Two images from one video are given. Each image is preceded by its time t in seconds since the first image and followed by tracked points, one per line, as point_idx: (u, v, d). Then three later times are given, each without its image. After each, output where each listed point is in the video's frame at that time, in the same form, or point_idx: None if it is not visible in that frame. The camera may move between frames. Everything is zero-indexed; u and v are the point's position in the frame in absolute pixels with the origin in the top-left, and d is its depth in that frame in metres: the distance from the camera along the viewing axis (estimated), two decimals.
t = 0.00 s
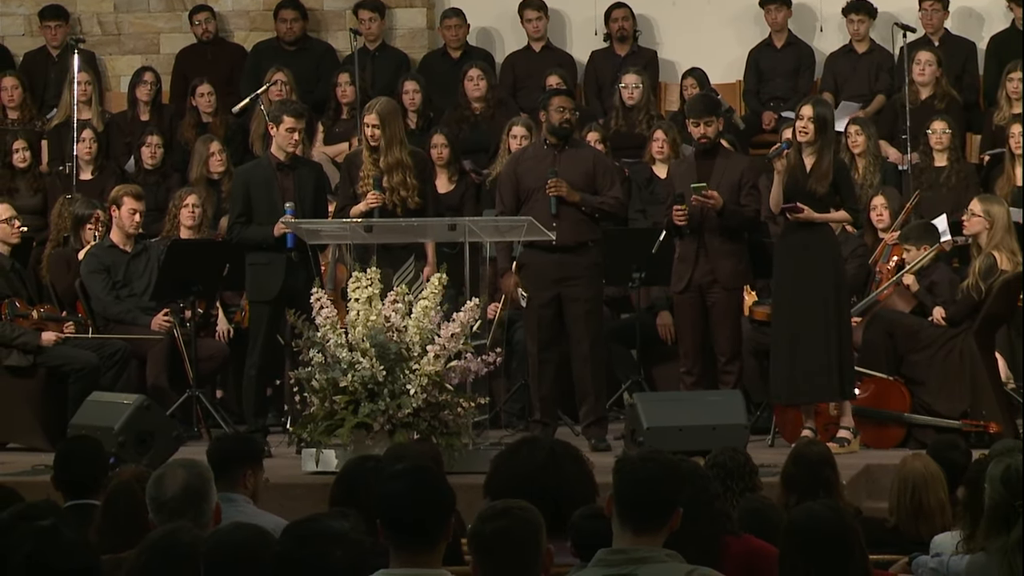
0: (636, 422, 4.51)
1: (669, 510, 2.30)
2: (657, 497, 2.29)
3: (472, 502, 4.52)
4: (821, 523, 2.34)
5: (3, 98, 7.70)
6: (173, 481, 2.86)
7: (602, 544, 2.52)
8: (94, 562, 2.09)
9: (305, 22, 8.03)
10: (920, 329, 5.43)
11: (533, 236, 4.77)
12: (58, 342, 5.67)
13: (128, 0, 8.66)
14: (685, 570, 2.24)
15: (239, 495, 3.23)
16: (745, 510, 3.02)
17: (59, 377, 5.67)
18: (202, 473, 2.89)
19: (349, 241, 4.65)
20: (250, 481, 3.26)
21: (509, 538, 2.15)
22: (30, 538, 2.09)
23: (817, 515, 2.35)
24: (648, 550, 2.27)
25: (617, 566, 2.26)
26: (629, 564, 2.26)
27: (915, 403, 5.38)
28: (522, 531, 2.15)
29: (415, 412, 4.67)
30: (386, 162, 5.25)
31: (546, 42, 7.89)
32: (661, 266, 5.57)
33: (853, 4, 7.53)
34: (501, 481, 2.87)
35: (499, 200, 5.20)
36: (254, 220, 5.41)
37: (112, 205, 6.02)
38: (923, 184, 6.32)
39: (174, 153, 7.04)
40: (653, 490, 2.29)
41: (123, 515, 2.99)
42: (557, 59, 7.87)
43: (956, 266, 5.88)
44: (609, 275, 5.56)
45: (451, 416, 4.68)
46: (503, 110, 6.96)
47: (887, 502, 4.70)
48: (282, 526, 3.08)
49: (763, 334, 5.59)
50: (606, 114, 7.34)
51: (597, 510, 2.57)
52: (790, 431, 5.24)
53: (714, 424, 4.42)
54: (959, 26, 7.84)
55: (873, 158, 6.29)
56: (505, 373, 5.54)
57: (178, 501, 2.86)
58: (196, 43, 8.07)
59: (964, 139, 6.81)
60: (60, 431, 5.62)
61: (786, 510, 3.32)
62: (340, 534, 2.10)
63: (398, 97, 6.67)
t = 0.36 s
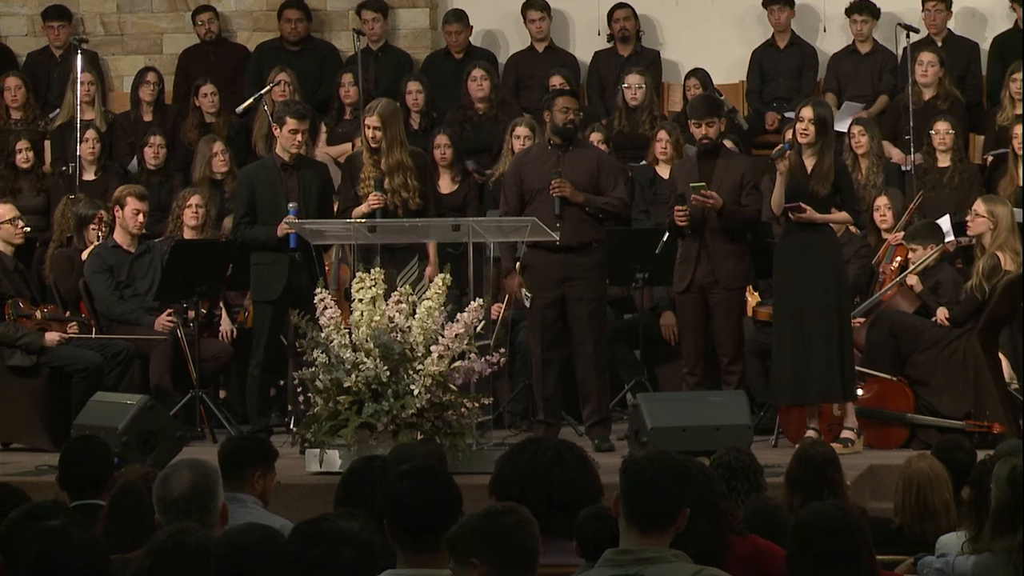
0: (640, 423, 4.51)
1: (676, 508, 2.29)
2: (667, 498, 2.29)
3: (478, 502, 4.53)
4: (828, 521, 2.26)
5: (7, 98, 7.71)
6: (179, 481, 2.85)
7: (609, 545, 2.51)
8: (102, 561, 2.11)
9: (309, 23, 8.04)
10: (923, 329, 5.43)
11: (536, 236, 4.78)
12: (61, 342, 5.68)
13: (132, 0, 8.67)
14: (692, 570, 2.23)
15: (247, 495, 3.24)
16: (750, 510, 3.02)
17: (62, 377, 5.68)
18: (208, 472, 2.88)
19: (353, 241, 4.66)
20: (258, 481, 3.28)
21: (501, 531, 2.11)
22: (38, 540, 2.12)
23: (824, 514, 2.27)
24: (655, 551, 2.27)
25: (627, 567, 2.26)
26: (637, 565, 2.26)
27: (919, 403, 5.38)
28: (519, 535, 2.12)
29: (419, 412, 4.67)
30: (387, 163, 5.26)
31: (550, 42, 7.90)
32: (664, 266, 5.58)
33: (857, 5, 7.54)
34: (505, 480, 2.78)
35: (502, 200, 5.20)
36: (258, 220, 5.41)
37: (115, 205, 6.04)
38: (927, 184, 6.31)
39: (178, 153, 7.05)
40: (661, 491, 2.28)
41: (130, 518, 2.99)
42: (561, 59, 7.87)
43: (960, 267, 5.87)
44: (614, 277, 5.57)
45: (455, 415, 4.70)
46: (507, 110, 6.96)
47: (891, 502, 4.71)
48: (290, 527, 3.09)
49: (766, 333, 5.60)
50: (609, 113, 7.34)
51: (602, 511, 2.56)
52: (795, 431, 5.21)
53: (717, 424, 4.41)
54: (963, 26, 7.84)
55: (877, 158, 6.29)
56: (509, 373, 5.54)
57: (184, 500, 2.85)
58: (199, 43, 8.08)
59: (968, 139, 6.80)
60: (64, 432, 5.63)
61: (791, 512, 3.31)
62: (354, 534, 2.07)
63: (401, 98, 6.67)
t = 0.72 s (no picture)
0: (644, 423, 4.50)
1: (684, 507, 2.30)
2: (674, 499, 2.29)
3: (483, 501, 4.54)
4: (834, 523, 2.26)
5: (10, 98, 7.71)
6: (186, 480, 2.86)
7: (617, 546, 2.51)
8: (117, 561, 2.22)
9: (312, 23, 8.04)
10: (929, 330, 5.42)
11: (540, 236, 4.77)
12: (65, 343, 5.70)
13: (134, 1, 8.68)
14: (700, 570, 2.24)
15: (255, 496, 3.25)
16: (756, 512, 3.02)
17: (66, 377, 5.68)
18: (215, 472, 2.89)
19: (358, 242, 4.66)
20: (266, 482, 3.28)
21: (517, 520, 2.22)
22: (48, 540, 2.21)
23: (832, 515, 2.28)
24: (662, 551, 2.27)
25: (633, 567, 2.26)
26: (644, 566, 2.26)
27: (923, 404, 5.37)
28: (533, 534, 2.23)
29: (423, 413, 4.68)
30: (391, 163, 5.26)
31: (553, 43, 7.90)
32: (668, 266, 5.57)
33: (860, 6, 7.54)
34: (510, 482, 2.78)
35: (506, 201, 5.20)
36: (264, 221, 5.43)
37: (119, 205, 6.04)
38: (931, 185, 6.31)
39: (180, 154, 7.05)
40: (669, 490, 2.29)
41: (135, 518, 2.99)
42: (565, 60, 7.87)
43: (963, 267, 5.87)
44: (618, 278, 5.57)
45: (459, 416, 4.70)
46: (510, 111, 6.96)
47: (895, 502, 4.70)
48: (297, 528, 3.10)
49: (769, 335, 5.59)
50: (612, 114, 7.34)
51: (607, 511, 2.56)
52: (798, 432, 5.22)
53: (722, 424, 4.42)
54: (966, 27, 7.83)
55: (880, 159, 6.28)
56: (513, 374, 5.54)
57: (192, 501, 2.86)
58: (202, 44, 8.09)
59: (971, 140, 6.80)
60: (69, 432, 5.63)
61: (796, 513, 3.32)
62: (362, 534, 2.14)
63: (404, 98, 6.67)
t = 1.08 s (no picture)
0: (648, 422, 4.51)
1: (691, 507, 2.30)
2: (681, 497, 2.29)
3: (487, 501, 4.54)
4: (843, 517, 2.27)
5: (12, 98, 7.71)
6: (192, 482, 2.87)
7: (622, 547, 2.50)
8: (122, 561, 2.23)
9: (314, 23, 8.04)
10: (932, 330, 5.41)
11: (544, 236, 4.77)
12: (68, 343, 5.71)
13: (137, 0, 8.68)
14: (707, 570, 2.23)
15: (260, 496, 3.26)
16: (761, 511, 3.02)
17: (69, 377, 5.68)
18: (220, 473, 2.90)
19: (361, 242, 4.69)
20: (270, 481, 3.29)
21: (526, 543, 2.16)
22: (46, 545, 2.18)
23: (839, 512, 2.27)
24: (669, 551, 2.27)
25: (639, 567, 2.25)
26: (651, 565, 2.26)
27: (927, 403, 5.37)
28: (545, 550, 2.17)
29: (426, 413, 4.67)
30: (396, 162, 5.27)
31: (557, 43, 7.89)
32: (670, 266, 5.57)
33: (863, 5, 7.52)
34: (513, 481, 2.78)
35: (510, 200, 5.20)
36: (269, 220, 5.42)
37: (122, 205, 6.02)
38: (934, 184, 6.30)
39: (182, 153, 7.05)
40: (676, 489, 2.30)
41: (143, 518, 2.99)
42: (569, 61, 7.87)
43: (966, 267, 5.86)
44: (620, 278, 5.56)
45: (463, 416, 4.69)
46: (514, 110, 6.96)
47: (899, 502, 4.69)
48: (303, 528, 3.10)
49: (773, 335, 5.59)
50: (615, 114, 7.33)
51: (612, 512, 2.55)
52: (801, 431, 5.23)
53: (725, 424, 4.41)
54: (969, 26, 7.82)
55: (883, 159, 6.27)
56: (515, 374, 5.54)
57: (198, 501, 2.87)
58: (204, 44, 8.09)
59: (974, 140, 6.79)
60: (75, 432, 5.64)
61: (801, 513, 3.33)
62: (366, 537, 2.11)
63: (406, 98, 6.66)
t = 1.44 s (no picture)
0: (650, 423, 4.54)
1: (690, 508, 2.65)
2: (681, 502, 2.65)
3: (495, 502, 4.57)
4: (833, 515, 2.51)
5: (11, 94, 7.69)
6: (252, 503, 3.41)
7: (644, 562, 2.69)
8: None
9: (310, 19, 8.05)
10: (937, 330, 5.51)
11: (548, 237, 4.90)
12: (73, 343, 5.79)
13: None
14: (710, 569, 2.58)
15: (266, 496, 3.57)
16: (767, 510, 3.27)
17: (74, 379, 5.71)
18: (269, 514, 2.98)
19: (365, 241, 4.81)
20: (273, 483, 3.59)
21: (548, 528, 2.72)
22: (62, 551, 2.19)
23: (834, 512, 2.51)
24: (677, 552, 2.62)
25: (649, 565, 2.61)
26: (660, 564, 2.61)
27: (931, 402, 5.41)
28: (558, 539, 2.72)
29: (431, 413, 4.90)
30: (400, 161, 5.36)
31: (562, 41, 6.41)
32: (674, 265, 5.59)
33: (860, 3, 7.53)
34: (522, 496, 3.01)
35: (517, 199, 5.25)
36: (276, 220, 5.47)
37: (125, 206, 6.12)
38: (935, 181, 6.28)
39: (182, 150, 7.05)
40: (682, 490, 2.66)
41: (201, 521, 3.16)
42: (575, 56, 6.45)
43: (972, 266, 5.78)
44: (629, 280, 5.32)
45: (466, 415, 4.89)
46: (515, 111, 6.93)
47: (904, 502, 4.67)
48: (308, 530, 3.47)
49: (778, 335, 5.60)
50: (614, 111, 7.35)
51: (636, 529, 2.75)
52: (806, 431, 5.19)
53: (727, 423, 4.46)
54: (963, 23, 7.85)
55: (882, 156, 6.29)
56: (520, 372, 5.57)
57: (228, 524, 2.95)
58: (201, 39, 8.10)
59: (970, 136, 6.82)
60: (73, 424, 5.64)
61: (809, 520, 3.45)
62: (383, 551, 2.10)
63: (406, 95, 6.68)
